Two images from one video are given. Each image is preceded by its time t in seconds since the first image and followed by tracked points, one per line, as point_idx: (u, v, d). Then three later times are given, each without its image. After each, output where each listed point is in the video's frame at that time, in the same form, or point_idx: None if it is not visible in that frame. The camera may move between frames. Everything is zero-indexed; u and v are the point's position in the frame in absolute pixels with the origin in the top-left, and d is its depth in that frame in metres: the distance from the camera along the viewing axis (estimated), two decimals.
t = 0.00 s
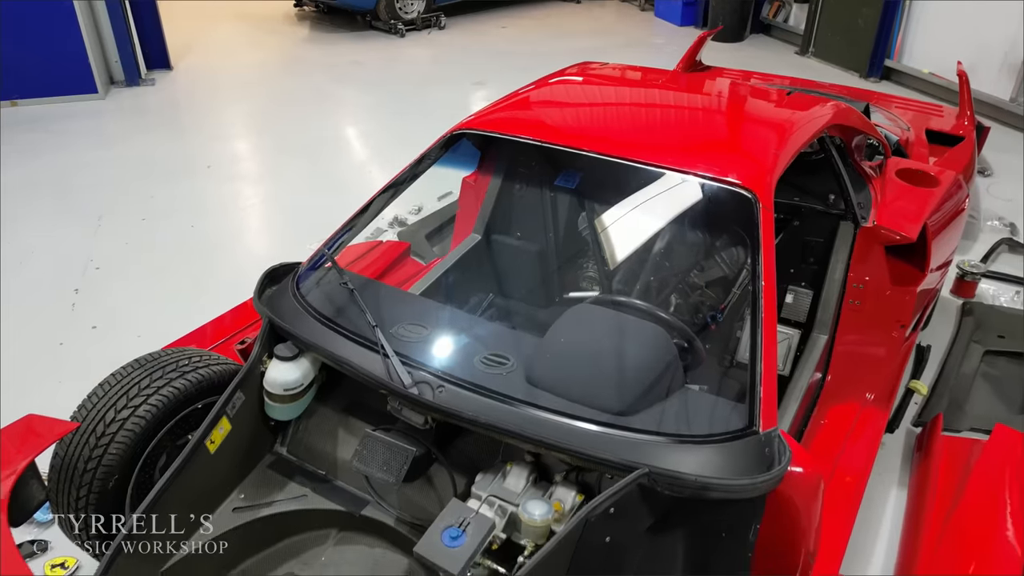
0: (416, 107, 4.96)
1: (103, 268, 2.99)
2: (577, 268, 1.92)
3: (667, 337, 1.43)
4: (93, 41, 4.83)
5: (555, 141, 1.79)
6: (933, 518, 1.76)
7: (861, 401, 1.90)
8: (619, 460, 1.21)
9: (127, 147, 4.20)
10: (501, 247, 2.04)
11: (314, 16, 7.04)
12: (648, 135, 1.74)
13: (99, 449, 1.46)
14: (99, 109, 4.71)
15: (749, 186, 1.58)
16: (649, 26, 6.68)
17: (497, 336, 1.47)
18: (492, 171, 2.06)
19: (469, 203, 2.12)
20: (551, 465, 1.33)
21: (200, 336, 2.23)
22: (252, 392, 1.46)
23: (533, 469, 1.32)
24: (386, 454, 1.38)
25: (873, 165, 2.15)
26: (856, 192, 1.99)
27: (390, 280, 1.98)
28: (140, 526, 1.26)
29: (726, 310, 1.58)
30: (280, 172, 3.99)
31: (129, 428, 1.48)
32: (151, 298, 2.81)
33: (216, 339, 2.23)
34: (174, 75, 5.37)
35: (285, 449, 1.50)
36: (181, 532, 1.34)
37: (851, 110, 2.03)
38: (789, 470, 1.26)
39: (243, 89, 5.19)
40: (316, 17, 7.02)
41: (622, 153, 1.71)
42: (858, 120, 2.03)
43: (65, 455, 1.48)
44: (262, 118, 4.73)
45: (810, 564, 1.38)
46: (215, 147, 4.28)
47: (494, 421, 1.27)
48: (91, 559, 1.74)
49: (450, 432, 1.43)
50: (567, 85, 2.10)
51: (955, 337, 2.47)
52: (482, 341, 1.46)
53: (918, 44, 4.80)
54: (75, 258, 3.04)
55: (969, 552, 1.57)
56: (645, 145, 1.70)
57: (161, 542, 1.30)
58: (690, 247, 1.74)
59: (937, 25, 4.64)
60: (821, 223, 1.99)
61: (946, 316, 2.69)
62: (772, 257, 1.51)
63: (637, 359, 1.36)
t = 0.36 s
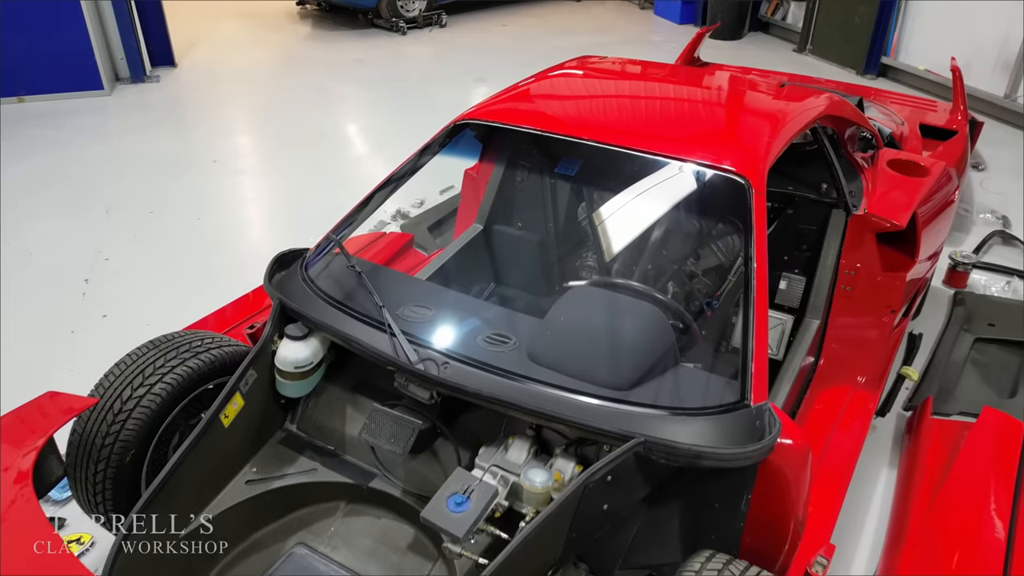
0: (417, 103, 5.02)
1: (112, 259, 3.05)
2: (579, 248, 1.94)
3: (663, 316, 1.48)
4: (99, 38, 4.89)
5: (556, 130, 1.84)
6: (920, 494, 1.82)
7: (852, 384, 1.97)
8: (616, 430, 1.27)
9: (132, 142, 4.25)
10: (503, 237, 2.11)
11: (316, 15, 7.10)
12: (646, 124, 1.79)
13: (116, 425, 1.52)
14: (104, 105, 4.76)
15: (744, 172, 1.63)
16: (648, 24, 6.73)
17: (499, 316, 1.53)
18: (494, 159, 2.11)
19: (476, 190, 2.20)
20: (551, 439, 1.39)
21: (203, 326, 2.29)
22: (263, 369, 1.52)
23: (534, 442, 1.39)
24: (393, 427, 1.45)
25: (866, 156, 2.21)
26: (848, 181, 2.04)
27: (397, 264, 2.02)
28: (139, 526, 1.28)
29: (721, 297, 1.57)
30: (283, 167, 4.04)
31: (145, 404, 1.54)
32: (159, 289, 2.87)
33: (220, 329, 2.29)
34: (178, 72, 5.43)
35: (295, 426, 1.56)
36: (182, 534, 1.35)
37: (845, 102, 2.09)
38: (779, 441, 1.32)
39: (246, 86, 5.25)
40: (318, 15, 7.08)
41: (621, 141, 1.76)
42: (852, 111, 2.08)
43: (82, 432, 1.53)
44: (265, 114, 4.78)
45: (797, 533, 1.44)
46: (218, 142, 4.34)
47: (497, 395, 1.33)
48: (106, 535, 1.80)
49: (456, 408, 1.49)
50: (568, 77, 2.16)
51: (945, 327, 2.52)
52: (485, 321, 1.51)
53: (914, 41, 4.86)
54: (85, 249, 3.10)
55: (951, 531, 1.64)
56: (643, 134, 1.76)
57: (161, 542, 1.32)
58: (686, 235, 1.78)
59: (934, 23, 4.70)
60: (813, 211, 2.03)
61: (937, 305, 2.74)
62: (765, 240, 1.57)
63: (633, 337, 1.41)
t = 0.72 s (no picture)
0: (418, 100, 5.07)
1: (120, 250, 3.11)
2: (574, 238, 1.97)
3: (659, 297, 1.54)
4: (104, 35, 4.95)
5: (556, 119, 1.90)
6: (907, 473, 1.88)
7: (844, 367, 2.03)
8: (613, 402, 1.33)
9: (138, 137, 4.31)
10: (505, 227, 2.13)
11: (318, 13, 7.16)
12: (644, 114, 1.85)
13: (132, 402, 1.58)
14: (110, 101, 4.82)
15: (737, 159, 1.70)
16: (647, 22, 6.79)
17: (500, 297, 1.59)
18: (495, 149, 2.14)
19: (475, 184, 2.24)
20: (551, 414, 1.45)
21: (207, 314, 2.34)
22: (274, 348, 1.58)
23: (534, 417, 1.44)
24: (400, 403, 1.51)
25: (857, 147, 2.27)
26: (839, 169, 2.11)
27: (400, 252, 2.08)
28: (139, 527, 1.30)
29: (716, 285, 1.57)
30: (285, 161, 4.10)
31: (161, 382, 1.60)
32: (166, 279, 2.93)
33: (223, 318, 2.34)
34: (182, 69, 5.49)
35: (304, 404, 1.62)
36: (182, 533, 1.38)
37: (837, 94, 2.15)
38: (768, 414, 1.37)
39: (249, 83, 5.31)
40: (320, 13, 7.14)
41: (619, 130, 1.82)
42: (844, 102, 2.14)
43: (100, 409, 1.59)
44: (267, 110, 4.84)
45: (787, 505, 1.50)
46: (222, 138, 4.39)
47: (498, 370, 1.39)
48: (121, 512, 1.86)
49: (460, 384, 1.55)
50: (568, 69, 2.22)
51: (935, 317, 2.56)
52: (488, 301, 1.58)
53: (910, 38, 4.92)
54: (93, 241, 3.16)
55: (938, 512, 1.70)
56: (639, 123, 1.82)
57: (160, 543, 1.34)
58: (683, 224, 1.79)
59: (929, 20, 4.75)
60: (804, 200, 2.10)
61: (928, 294, 2.80)
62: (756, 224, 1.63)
63: (629, 315, 1.47)
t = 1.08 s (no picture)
0: (418, 96, 5.12)
1: (128, 242, 3.17)
2: (574, 233, 2.00)
3: (655, 281, 1.60)
4: (110, 32, 5.01)
5: (556, 110, 1.96)
6: (897, 454, 1.93)
7: (836, 352, 2.09)
8: (610, 378, 1.38)
9: (143, 133, 4.37)
10: (505, 218, 2.18)
11: (320, 11, 7.23)
12: (641, 106, 1.91)
13: (146, 382, 1.63)
14: (115, 98, 4.89)
15: (731, 149, 1.75)
16: (647, 20, 6.85)
17: (501, 281, 1.65)
18: (497, 138, 2.19)
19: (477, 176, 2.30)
20: (551, 393, 1.50)
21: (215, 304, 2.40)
22: (283, 329, 1.63)
23: (534, 395, 1.50)
24: (405, 379, 1.57)
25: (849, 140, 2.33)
26: (831, 161, 2.16)
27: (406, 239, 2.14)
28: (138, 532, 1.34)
29: (713, 274, 1.62)
30: (288, 156, 4.15)
31: (174, 363, 1.65)
32: (175, 270, 2.99)
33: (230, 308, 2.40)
34: (186, 66, 5.55)
35: (312, 384, 1.68)
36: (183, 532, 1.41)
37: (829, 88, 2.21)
38: (759, 390, 1.43)
39: (252, 80, 5.37)
40: (322, 12, 7.21)
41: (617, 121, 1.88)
42: (837, 95, 2.19)
43: (114, 391, 1.64)
44: (270, 106, 4.90)
45: (778, 478, 1.56)
46: (226, 133, 4.44)
47: (500, 350, 1.45)
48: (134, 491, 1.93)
49: (462, 363, 1.61)
50: (567, 63, 2.27)
51: (928, 305, 2.62)
52: (490, 286, 1.63)
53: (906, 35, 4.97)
54: (101, 233, 3.23)
55: (932, 494, 1.74)
56: (636, 114, 1.87)
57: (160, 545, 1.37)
58: (680, 214, 1.85)
59: (925, 17, 4.81)
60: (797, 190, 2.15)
61: (921, 285, 2.86)
62: (749, 212, 1.68)
63: (625, 298, 1.53)
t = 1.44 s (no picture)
0: (420, 94, 5.18)
1: (135, 236, 3.24)
2: (576, 220, 1.99)
3: (652, 267, 1.66)
4: (115, 30, 5.08)
5: (556, 103, 2.01)
6: (887, 436, 1.99)
7: (827, 339, 2.16)
8: (607, 357, 1.45)
9: (148, 128, 4.44)
10: (506, 209, 2.23)
11: (322, 9, 7.29)
12: (639, 98, 1.97)
13: (159, 364, 1.69)
14: (120, 94, 4.95)
15: (724, 140, 1.81)
16: (646, 19, 6.91)
17: (502, 268, 1.71)
18: (499, 130, 2.23)
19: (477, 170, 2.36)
20: (550, 372, 1.56)
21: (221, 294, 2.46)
22: (291, 313, 1.69)
23: (534, 375, 1.56)
24: (410, 360, 1.63)
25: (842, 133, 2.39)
26: (824, 153, 2.22)
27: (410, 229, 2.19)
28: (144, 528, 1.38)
29: (708, 263, 1.67)
30: (291, 152, 4.21)
31: (185, 345, 1.71)
32: (183, 262, 3.06)
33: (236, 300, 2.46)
34: (190, 64, 5.61)
35: (319, 367, 1.74)
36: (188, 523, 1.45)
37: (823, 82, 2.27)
38: (749, 369, 1.49)
39: (255, 77, 5.43)
40: (324, 10, 7.27)
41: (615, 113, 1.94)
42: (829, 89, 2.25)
43: (127, 373, 1.70)
44: (273, 103, 4.96)
45: (769, 456, 1.62)
46: (229, 130, 4.50)
47: (501, 331, 1.51)
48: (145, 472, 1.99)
49: (465, 345, 1.67)
50: (567, 57, 2.33)
51: (920, 295, 2.68)
52: (492, 271, 1.69)
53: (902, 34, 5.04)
54: (109, 226, 3.30)
55: (918, 479, 1.79)
56: (634, 106, 1.93)
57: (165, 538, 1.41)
58: (676, 206, 1.85)
59: (920, 15, 4.87)
60: (790, 181, 2.20)
61: (913, 276, 2.92)
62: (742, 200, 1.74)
63: (622, 282, 1.59)
